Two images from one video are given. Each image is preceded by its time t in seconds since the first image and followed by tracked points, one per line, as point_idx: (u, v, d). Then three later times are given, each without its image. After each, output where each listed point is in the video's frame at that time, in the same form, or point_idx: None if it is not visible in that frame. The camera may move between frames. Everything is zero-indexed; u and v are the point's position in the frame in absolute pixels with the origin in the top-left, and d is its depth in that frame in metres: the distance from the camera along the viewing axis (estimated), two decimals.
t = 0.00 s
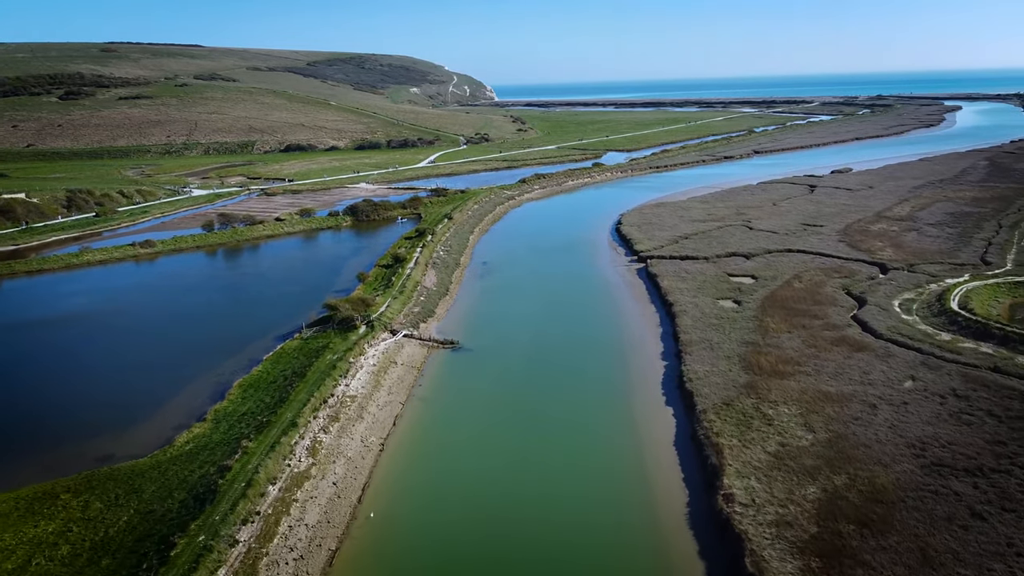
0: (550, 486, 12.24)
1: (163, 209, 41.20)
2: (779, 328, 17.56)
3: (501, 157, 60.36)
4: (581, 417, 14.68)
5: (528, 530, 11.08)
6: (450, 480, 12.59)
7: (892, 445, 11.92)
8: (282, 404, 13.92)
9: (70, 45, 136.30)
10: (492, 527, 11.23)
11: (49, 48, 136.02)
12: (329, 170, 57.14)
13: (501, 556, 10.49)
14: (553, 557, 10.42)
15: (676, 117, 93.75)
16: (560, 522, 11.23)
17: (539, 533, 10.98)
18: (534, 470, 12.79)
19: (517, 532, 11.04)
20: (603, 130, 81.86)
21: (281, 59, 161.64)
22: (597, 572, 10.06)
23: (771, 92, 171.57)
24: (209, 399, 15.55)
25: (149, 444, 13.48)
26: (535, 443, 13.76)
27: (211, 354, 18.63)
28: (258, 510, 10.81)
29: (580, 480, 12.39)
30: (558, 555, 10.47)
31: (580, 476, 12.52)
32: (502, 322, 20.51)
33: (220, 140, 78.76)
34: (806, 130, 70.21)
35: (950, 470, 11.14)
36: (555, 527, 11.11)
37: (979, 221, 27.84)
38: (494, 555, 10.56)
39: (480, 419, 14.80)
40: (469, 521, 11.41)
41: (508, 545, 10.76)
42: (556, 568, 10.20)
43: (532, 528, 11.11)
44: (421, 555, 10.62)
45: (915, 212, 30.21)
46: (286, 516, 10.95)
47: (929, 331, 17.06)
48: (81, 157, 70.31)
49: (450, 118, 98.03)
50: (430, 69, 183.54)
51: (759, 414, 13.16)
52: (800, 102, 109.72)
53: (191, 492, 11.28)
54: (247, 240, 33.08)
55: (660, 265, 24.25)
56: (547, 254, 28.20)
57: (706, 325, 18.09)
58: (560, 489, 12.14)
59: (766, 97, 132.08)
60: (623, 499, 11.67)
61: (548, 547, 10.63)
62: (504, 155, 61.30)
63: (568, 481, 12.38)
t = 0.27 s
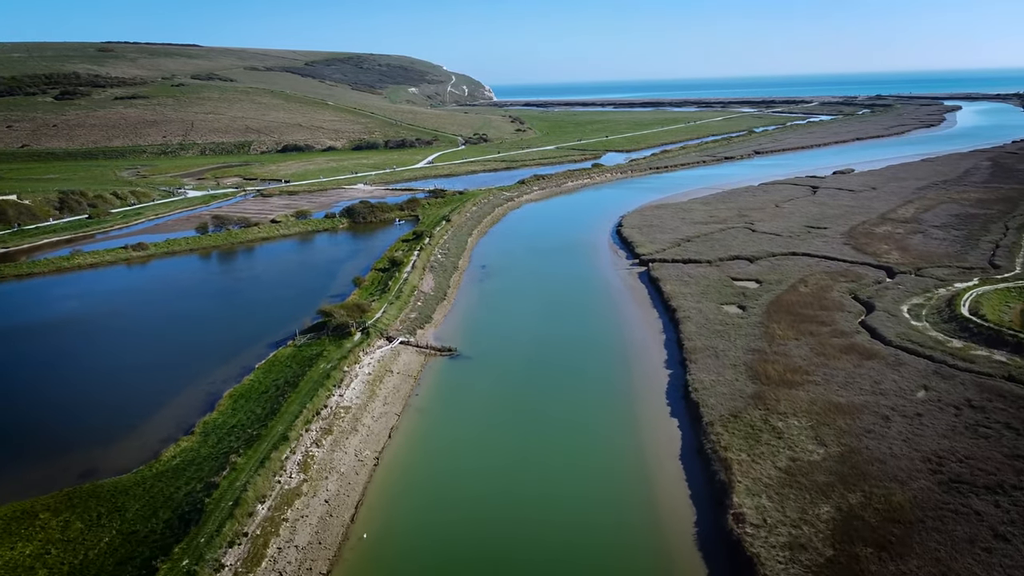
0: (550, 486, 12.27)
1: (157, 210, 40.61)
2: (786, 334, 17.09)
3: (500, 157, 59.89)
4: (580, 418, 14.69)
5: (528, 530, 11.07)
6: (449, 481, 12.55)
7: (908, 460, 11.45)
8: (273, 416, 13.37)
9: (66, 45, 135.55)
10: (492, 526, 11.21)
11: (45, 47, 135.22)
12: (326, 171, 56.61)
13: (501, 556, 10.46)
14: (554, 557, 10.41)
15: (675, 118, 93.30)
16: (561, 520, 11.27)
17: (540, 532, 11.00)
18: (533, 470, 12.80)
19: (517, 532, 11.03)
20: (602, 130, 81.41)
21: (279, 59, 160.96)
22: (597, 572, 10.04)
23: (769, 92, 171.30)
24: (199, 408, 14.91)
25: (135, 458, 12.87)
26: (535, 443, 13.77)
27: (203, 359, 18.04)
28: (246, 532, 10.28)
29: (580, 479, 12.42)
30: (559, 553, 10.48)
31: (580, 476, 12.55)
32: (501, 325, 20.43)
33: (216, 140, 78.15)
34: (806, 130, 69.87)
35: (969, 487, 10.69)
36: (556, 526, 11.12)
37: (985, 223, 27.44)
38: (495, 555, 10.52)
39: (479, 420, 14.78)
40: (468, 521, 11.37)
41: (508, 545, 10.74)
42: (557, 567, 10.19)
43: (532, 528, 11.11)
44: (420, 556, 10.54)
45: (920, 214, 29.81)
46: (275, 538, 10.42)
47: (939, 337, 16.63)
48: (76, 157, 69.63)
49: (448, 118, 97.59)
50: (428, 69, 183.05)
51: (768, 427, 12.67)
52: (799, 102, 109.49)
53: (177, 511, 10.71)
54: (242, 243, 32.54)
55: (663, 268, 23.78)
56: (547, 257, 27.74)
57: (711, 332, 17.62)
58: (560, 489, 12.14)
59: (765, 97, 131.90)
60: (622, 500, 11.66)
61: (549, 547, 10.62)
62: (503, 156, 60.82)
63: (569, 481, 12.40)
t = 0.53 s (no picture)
0: (551, 485, 12.29)
1: (153, 212, 40.11)
2: (795, 342, 16.60)
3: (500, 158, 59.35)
4: (581, 418, 14.70)
5: (528, 530, 11.10)
6: (449, 481, 12.53)
7: (927, 477, 10.96)
8: (265, 429, 12.88)
9: (65, 45, 135.03)
10: (492, 528, 11.19)
11: (43, 46, 134.61)
12: (324, 171, 56.11)
13: (502, 557, 10.46)
14: (555, 558, 10.40)
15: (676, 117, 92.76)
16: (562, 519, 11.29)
17: (540, 531, 11.02)
18: (533, 470, 12.81)
19: (517, 533, 11.02)
20: (602, 130, 80.94)
21: (278, 58, 160.48)
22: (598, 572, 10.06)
23: (770, 92, 170.86)
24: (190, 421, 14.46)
25: (122, 475, 12.37)
26: (535, 442, 13.78)
27: (195, 368, 17.56)
28: (234, 556, 9.82)
29: (581, 478, 12.45)
30: (560, 554, 10.48)
31: (582, 475, 12.57)
32: (503, 326, 20.30)
33: (214, 141, 77.65)
34: (808, 130, 69.43)
35: (992, 506, 10.21)
36: (557, 525, 11.15)
37: (994, 226, 27.00)
38: (494, 555, 10.52)
39: (480, 420, 14.76)
40: (468, 522, 11.35)
41: (509, 545, 10.73)
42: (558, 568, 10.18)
43: (532, 528, 11.11)
44: (419, 557, 10.50)
45: (927, 216, 29.36)
46: (265, 561, 9.96)
47: (953, 344, 16.16)
48: (73, 158, 69.08)
49: (448, 118, 97.15)
50: (427, 69, 182.54)
51: (780, 440, 12.20)
52: (800, 102, 109.11)
53: (162, 532, 10.24)
54: (239, 245, 32.05)
55: (667, 272, 23.29)
56: (548, 259, 27.28)
57: (717, 339, 17.14)
58: (561, 489, 12.14)
59: (766, 96, 131.50)
60: (622, 500, 11.66)
61: (550, 547, 10.63)
62: (503, 156, 60.35)
63: (570, 480, 12.41)
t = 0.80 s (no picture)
0: (553, 484, 12.29)
1: (149, 213, 39.67)
2: (805, 349, 16.13)
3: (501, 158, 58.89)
4: (582, 418, 14.63)
5: (529, 528, 11.09)
6: (450, 483, 12.43)
7: (948, 496, 10.47)
8: (257, 443, 12.42)
9: (64, 44, 134.63)
10: (491, 529, 11.15)
11: (43, 46, 134.14)
12: (323, 172, 55.64)
13: (501, 558, 10.42)
14: (555, 558, 10.38)
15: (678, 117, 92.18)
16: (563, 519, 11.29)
17: (541, 531, 11.01)
18: (534, 471, 12.74)
19: (517, 533, 10.99)
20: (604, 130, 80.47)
21: (278, 58, 160.04)
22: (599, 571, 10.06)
23: (771, 91, 170.31)
24: (180, 433, 14.00)
25: (109, 490, 11.92)
26: (535, 442, 13.72)
27: (189, 375, 17.11)
28: None
29: (583, 477, 12.44)
30: (561, 554, 10.47)
31: (584, 473, 12.57)
32: (505, 328, 20.00)
33: (213, 141, 77.20)
34: (811, 130, 68.96)
35: (1019, 527, 9.71)
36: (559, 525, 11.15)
37: (1004, 228, 26.50)
38: (494, 556, 10.49)
39: (481, 422, 14.64)
40: (468, 524, 11.30)
41: (508, 546, 10.70)
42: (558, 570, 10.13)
43: (532, 529, 11.08)
44: (418, 560, 10.41)
45: (935, 218, 28.86)
46: None
47: (968, 352, 15.67)
48: (70, 158, 68.62)
49: (449, 118, 96.69)
50: (428, 68, 182.05)
51: (793, 455, 11.73)
52: (802, 102, 108.63)
53: (147, 555, 9.79)
54: (236, 248, 31.61)
55: (671, 276, 22.82)
56: (550, 262, 26.87)
57: (725, 346, 16.67)
58: (561, 489, 12.11)
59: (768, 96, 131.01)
60: (622, 500, 11.62)
61: (550, 547, 10.62)
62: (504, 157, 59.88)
63: (572, 479, 12.39)
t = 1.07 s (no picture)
0: (555, 483, 12.33)
1: (146, 215, 39.24)
2: (815, 357, 15.65)
3: (502, 158, 58.46)
4: (583, 418, 14.65)
5: (530, 528, 11.14)
6: (449, 484, 12.43)
7: (972, 516, 9.99)
8: (249, 457, 11.95)
9: (63, 44, 134.29)
10: (490, 529, 11.18)
11: (42, 45, 133.74)
12: (323, 173, 55.21)
13: (501, 557, 10.47)
14: (556, 558, 10.41)
15: (679, 117, 91.70)
16: (564, 518, 11.32)
17: (542, 531, 11.05)
18: (533, 471, 12.77)
19: (517, 533, 11.03)
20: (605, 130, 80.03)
21: (278, 58, 159.65)
22: (598, 571, 10.09)
23: (773, 91, 169.84)
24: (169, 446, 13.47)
25: (93, 509, 11.41)
26: (535, 442, 13.75)
27: (183, 383, 16.69)
28: None
29: (585, 477, 12.48)
30: (561, 553, 10.50)
31: (586, 473, 12.60)
32: (505, 332, 19.70)
33: (211, 141, 76.77)
34: (814, 130, 68.51)
35: None
36: (559, 524, 11.20)
37: (1014, 230, 26.02)
38: (494, 555, 10.54)
39: (483, 423, 14.63)
40: (468, 524, 11.33)
41: (508, 545, 10.75)
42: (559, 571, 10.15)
43: (532, 528, 11.12)
44: (418, 562, 10.41)
45: (943, 220, 28.38)
46: None
47: (984, 360, 15.19)
48: (68, 159, 68.18)
49: (449, 118, 96.26)
50: (428, 68, 181.61)
51: (807, 470, 11.26)
52: (804, 102, 108.19)
53: None
54: (233, 250, 31.16)
55: (676, 280, 22.36)
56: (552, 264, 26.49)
57: (733, 353, 16.20)
58: (560, 489, 12.16)
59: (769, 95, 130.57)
60: (622, 500, 11.65)
61: (551, 547, 10.65)
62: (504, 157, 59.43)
63: (574, 479, 12.42)
